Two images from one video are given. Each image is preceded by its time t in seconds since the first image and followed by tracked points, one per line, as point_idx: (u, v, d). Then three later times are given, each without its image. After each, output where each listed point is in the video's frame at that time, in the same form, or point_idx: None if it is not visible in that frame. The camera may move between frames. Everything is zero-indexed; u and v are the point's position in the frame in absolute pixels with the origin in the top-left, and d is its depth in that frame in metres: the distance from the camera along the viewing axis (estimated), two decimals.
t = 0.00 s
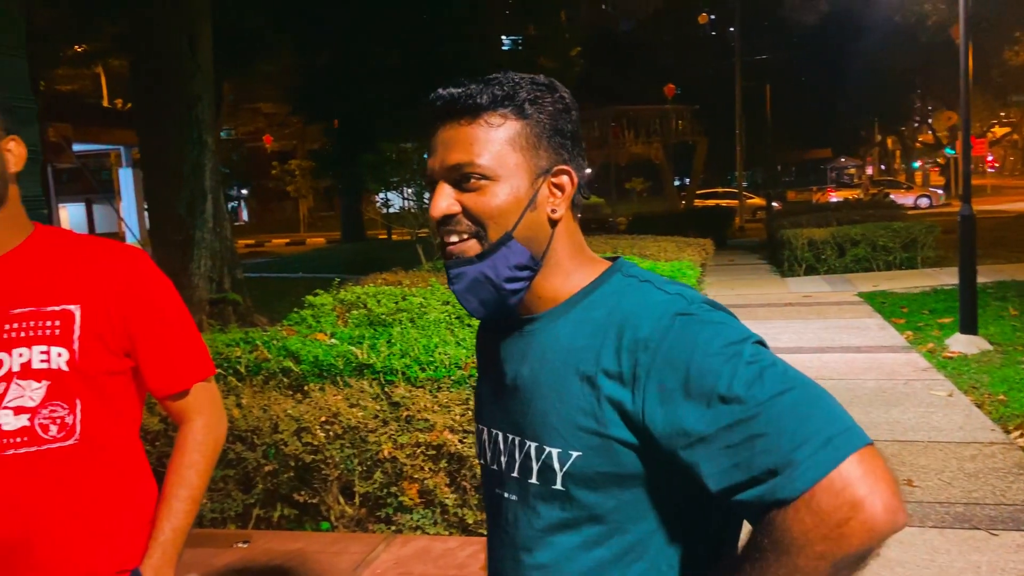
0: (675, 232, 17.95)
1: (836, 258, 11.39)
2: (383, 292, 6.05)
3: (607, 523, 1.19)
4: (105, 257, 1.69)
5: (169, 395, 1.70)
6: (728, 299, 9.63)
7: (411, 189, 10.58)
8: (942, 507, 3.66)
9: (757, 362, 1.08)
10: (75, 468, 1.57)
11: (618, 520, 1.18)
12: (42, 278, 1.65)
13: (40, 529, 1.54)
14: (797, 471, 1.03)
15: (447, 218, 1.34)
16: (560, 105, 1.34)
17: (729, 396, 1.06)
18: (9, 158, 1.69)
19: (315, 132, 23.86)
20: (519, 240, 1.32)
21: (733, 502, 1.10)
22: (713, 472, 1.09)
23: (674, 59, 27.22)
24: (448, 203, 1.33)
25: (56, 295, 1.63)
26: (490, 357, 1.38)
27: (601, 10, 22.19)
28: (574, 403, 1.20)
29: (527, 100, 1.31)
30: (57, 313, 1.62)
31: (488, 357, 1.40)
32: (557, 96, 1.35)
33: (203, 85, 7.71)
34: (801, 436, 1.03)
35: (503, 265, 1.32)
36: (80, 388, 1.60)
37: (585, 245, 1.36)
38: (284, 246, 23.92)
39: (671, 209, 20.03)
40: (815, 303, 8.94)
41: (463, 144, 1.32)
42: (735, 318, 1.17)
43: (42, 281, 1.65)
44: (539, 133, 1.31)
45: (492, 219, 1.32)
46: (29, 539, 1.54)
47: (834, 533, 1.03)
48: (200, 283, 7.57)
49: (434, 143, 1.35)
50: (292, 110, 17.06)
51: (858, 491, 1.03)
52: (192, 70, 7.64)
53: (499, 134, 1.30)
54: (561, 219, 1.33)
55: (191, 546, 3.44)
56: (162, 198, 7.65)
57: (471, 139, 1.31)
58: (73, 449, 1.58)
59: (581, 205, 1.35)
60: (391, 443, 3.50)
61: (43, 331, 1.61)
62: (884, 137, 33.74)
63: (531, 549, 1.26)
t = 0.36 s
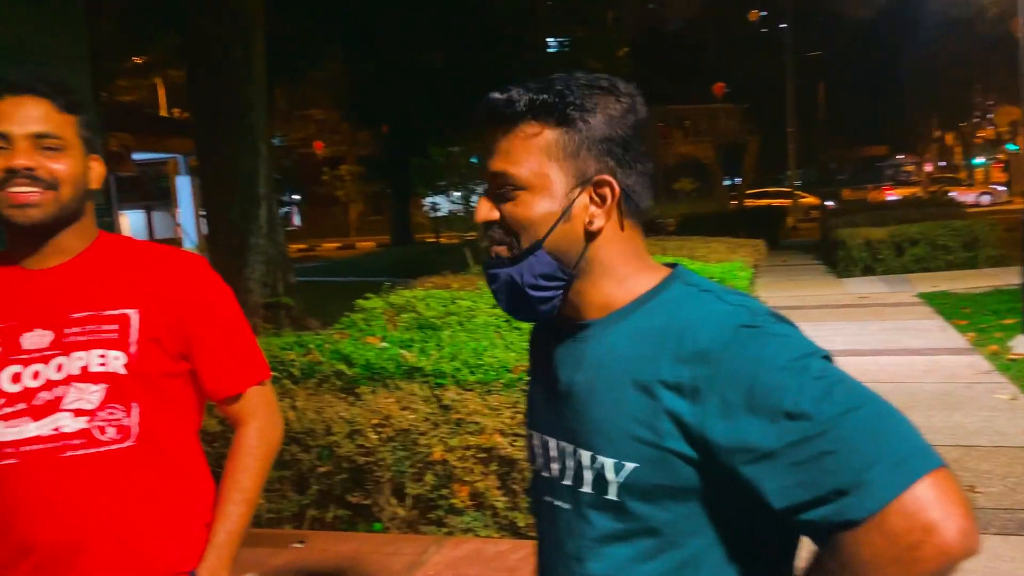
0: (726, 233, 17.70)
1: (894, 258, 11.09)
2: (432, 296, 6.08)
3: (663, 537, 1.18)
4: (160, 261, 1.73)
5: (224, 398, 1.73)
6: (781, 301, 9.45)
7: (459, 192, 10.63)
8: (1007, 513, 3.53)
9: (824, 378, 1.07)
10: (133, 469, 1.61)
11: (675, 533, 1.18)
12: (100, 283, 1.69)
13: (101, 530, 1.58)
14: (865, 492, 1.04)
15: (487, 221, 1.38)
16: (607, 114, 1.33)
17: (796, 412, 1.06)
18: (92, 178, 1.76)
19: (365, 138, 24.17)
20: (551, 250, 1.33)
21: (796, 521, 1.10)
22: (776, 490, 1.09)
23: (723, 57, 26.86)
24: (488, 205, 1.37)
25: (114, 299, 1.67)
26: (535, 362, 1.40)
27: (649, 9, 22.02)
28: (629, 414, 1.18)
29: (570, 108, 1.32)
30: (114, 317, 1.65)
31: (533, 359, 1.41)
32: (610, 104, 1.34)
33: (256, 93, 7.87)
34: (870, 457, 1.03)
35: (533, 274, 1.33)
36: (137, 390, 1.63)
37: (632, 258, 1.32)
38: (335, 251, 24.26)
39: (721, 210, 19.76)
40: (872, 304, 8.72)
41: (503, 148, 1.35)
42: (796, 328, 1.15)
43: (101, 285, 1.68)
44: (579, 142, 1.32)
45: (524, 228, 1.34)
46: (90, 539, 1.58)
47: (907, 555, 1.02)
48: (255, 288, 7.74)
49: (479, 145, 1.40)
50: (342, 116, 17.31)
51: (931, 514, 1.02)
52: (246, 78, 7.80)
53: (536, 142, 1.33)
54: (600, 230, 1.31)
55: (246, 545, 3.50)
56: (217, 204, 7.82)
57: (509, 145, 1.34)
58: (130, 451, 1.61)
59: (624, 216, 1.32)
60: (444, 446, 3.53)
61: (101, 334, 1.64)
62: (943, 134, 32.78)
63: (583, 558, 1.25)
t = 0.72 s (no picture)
0: (758, 238, 17.57)
1: (931, 263, 10.94)
2: (465, 303, 6.12)
3: (712, 552, 1.20)
4: (206, 271, 1.78)
5: (271, 403, 1.78)
6: (815, 307, 9.36)
7: (489, 199, 10.67)
8: None
9: (878, 400, 1.07)
10: (186, 474, 1.67)
11: (723, 549, 1.19)
12: (152, 294, 1.73)
13: (156, 535, 1.64)
14: (919, 519, 1.03)
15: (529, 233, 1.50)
16: (631, 134, 1.33)
17: (847, 435, 1.05)
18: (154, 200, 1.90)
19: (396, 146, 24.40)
20: (568, 264, 1.40)
21: (850, 546, 1.09)
22: (827, 514, 1.09)
23: (754, 62, 26.67)
24: (525, 219, 1.48)
25: (165, 309, 1.72)
26: (580, 370, 1.46)
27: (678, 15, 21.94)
28: (677, 429, 1.20)
29: (594, 128, 1.35)
30: (165, 327, 1.70)
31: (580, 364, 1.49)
32: (642, 123, 1.34)
33: (290, 104, 7.99)
34: (924, 484, 1.02)
35: (557, 286, 1.44)
36: (188, 399, 1.69)
37: (656, 278, 1.31)
38: (367, 258, 24.51)
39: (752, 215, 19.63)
40: (908, 310, 8.60)
41: (537, 166, 1.43)
42: (849, 347, 1.15)
43: (151, 296, 1.73)
44: (599, 162, 1.34)
45: (547, 243, 1.42)
46: (145, 544, 1.63)
47: None
48: (290, 296, 7.93)
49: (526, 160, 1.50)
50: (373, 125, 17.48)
51: (987, 543, 1.02)
52: (281, 89, 7.93)
53: (558, 161, 1.38)
54: (615, 250, 1.34)
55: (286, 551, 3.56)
56: (253, 213, 7.96)
57: (540, 163, 1.41)
58: (184, 457, 1.67)
59: (643, 235, 1.31)
60: (479, 454, 3.55)
61: (153, 344, 1.69)
62: (981, 135, 32.20)
63: (631, 569, 1.29)
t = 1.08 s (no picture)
0: (766, 249, 17.59)
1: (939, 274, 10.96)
2: (475, 313, 6.16)
3: (746, 561, 1.24)
4: (234, 281, 1.82)
5: (292, 408, 1.80)
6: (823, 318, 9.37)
7: (496, 208, 10.68)
8: None
9: (911, 412, 1.10)
10: (216, 477, 1.71)
11: (757, 556, 1.23)
12: (183, 303, 1.77)
13: (188, 540, 1.67)
14: (951, 530, 1.05)
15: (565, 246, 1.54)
16: (671, 151, 1.37)
17: (880, 446, 1.09)
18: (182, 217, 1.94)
19: (404, 155, 24.51)
20: (606, 278, 1.45)
21: (884, 555, 1.12)
22: (860, 524, 1.12)
23: (761, 73, 26.74)
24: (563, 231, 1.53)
25: (195, 318, 1.75)
26: (613, 381, 1.51)
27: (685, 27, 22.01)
28: (712, 439, 1.25)
29: (634, 146, 1.39)
30: (197, 336, 1.74)
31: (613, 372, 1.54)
32: (682, 141, 1.38)
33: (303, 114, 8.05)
34: (958, 495, 1.05)
35: (595, 299, 1.49)
36: (219, 405, 1.73)
37: (693, 293, 1.37)
38: (374, 267, 24.57)
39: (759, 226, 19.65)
40: (917, 322, 8.62)
41: (577, 180, 1.48)
42: (884, 358, 1.19)
43: (182, 305, 1.76)
44: (639, 178, 1.39)
45: (585, 256, 1.46)
46: (179, 548, 1.67)
47: None
48: (301, 304, 7.95)
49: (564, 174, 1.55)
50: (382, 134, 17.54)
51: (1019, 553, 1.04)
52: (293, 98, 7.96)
53: (598, 176, 1.43)
54: (654, 263, 1.39)
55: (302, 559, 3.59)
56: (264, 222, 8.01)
57: (580, 178, 1.46)
58: (216, 462, 1.71)
59: (681, 251, 1.36)
60: (492, 462, 3.58)
61: (185, 353, 1.72)
62: (988, 147, 32.21)
63: None
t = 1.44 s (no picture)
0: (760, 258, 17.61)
1: (933, 285, 10.98)
2: (470, 319, 6.16)
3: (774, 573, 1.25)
4: (223, 285, 1.81)
5: (281, 413, 1.81)
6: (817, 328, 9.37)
7: (493, 214, 10.63)
8: None
9: (950, 422, 1.12)
10: (205, 484, 1.70)
11: (784, 568, 1.24)
12: (172, 309, 1.76)
13: (182, 547, 1.67)
14: (995, 539, 1.08)
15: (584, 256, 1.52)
16: (694, 162, 1.39)
17: (922, 456, 1.11)
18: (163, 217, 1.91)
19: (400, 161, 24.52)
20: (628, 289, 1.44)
21: (921, 564, 1.15)
22: (897, 534, 1.15)
23: (758, 83, 26.80)
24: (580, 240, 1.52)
25: (184, 325, 1.75)
26: (629, 392, 1.50)
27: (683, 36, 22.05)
28: (742, 448, 1.25)
29: (656, 154, 1.40)
30: (186, 342, 1.73)
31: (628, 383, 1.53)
32: (705, 152, 1.39)
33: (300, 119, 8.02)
34: (1004, 506, 1.08)
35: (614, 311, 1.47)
36: (209, 412, 1.73)
37: (716, 303, 1.36)
38: (369, 272, 24.54)
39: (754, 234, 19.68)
40: (911, 332, 8.62)
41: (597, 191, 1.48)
42: (917, 367, 1.20)
43: (170, 311, 1.76)
44: (663, 188, 1.39)
45: (606, 267, 1.45)
46: (170, 554, 1.66)
47: None
48: (295, 309, 7.89)
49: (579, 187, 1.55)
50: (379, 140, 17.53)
51: None
52: (290, 102, 7.94)
53: (619, 187, 1.43)
54: (679, 274, 1.38)
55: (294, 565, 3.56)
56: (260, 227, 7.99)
57: (601, 188, 1.47)
58: (206, 469, 1.71)
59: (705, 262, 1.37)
60: (486, 469, 3.57)
61: (174, 360, 1.72)
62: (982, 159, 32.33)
63: None
